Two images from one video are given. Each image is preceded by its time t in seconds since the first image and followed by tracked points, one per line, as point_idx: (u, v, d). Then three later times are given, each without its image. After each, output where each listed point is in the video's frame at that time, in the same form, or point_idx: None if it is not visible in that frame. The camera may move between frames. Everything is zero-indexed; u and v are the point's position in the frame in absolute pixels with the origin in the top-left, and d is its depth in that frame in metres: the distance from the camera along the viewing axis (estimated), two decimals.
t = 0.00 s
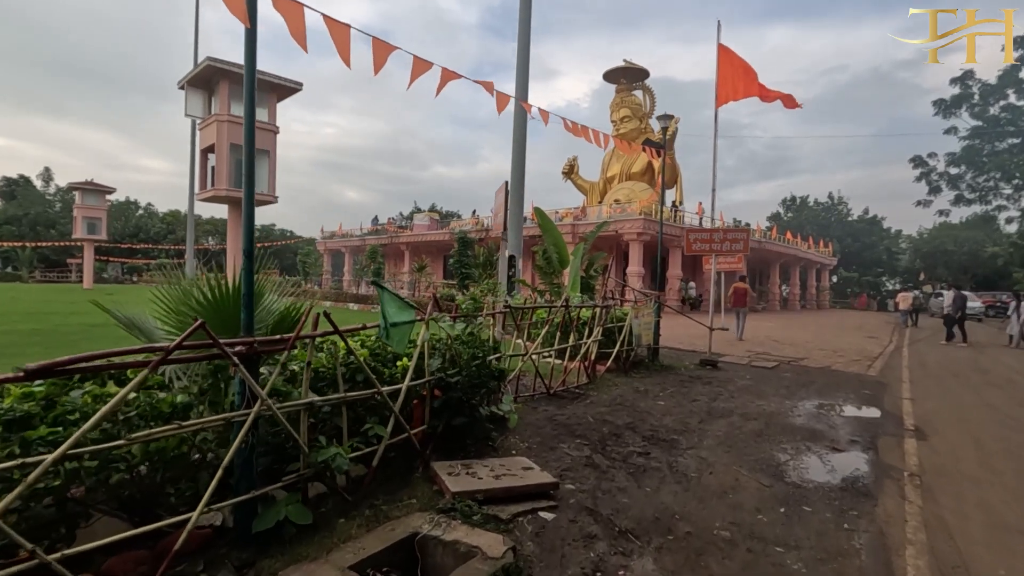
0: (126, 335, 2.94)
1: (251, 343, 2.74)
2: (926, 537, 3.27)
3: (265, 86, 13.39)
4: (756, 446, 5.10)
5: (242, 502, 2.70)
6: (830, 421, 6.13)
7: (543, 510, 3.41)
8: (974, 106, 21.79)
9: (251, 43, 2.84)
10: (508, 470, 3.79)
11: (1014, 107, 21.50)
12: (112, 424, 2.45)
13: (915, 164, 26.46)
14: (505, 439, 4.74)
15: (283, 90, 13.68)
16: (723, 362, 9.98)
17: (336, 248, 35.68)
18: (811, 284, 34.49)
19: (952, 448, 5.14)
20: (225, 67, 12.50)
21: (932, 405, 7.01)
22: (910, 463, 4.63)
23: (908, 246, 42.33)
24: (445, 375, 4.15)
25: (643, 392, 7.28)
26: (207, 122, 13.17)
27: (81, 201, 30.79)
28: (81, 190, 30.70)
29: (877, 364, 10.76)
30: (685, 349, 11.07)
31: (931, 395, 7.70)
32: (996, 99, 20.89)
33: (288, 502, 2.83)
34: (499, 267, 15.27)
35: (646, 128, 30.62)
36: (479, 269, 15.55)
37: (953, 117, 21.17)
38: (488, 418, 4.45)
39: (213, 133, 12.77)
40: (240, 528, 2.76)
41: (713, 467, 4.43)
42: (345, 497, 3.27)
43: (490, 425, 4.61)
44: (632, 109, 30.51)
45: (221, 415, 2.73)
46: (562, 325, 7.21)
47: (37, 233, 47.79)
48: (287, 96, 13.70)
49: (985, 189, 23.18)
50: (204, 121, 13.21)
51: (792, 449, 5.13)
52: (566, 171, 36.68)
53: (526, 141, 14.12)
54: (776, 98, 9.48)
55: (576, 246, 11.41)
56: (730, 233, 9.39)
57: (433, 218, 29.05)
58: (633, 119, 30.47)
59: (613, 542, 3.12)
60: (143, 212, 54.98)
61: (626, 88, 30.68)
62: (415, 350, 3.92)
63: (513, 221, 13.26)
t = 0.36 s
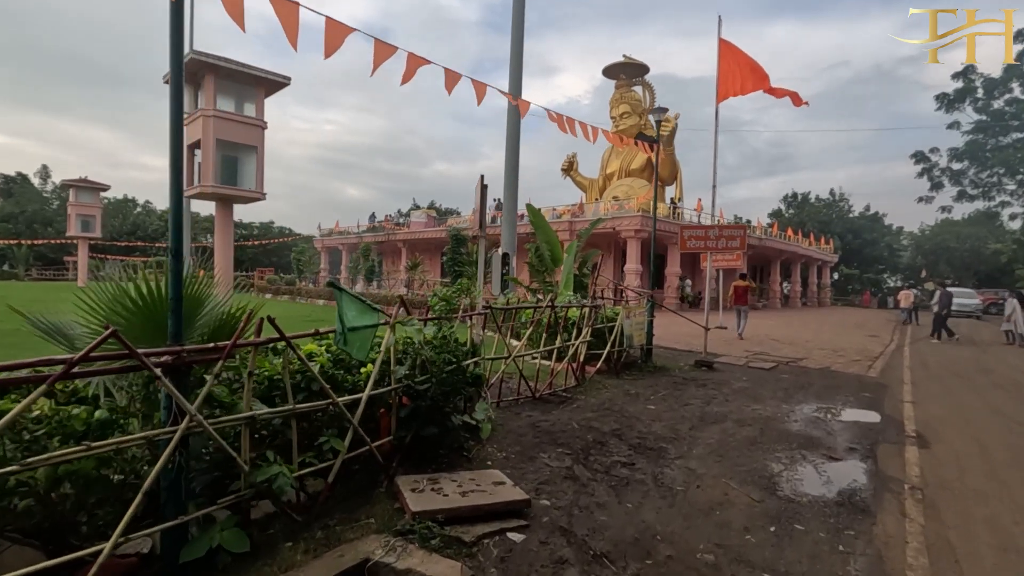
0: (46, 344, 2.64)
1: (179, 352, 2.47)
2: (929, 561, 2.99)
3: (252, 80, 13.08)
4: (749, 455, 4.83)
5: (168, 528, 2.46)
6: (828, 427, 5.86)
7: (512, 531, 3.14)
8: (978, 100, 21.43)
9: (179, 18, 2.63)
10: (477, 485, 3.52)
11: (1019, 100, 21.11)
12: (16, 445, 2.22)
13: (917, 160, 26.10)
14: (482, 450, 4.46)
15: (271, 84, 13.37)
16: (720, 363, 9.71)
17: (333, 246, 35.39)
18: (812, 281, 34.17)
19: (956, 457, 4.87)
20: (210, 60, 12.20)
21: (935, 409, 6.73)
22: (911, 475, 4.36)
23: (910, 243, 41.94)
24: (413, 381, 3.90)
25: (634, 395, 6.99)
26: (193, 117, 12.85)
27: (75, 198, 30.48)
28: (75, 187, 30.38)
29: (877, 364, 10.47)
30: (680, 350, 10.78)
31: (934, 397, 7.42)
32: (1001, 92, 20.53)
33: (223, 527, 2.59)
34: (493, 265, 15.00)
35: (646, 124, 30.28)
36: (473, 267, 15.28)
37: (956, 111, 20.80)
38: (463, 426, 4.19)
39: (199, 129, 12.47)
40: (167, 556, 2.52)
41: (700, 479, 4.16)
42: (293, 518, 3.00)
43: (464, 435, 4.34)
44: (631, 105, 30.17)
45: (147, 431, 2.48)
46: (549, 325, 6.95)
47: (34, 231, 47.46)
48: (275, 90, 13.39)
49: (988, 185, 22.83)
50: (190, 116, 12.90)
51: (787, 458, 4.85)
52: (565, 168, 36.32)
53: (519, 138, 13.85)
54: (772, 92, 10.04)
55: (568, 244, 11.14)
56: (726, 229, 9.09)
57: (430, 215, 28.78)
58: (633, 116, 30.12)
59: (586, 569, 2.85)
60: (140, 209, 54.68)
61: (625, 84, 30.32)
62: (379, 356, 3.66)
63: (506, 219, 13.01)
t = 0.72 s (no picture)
0: None
1: (88, 347, 2.22)
2: None
3: (240, 74, 12.84)
4: (734, 460, 4.58)
5: (76, 541, 2.25)
6: (819, 430, 5.62)
7: (469, 544, 2.91)
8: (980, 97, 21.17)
9: None
10: (436, 492, 3.29)
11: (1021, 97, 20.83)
12: None
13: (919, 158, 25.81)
14: (452, 453, 4.23)
15: (259, 78, 13.12)
16: (712, 363, 9.47)
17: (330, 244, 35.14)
18: (812, 281, 33.91)
19: (953, 462, 4.64)
20: (195, 53, 11.96)
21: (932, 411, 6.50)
22: (904, 482, 4.12)
23: (911, 243, 41.64)
24: (374, 380, 3.67)
25: (620, 396, 6.76)
26: (179, 111, 12.60)
27: (69, 195, 30.14)
28: (69, 184, 30.06)
29: (874, 365, 10.24)
30: (672, 349, 10.53)
31: (930, 399, 7.17)
32: (1002, 89, 20.29)
33: (141, 541, 2.37)
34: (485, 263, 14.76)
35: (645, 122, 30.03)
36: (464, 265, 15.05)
37: (957, 108, 20.54)
38: (430, 429, 3.96)
39: (185, 123, 12.25)
40: (78, 571, 2.32)
41: (679, 486, 3.92)
42: (227, 530, 2.78)
43: (432, 438, 4.09)
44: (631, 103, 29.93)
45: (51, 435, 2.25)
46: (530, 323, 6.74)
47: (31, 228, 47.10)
48: (263, 84, 13.13)
49: (990, 184, 22.59)
50: (176, 111, 12.64)
51: (774, 462, 4.61)
52: (564, 166, 36.08)
53: (512, 134, 13.61)
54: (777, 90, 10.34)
55: (560, 241, 10.93)
56: (718, 225, 8.81)
57: (427, 214, 28.57)
58: (632, 114, 29.84)
59: None
60: (139, 207, 54.43)
61: (625, 82, 30.05)
62: (334, 354, 3.43)
63: (498, 215, 12.78)
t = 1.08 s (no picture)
0: None
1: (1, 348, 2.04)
2: None
3: (229, 68, 12.64)
4: (722, 466, 4.39)
5: None
6: (813, 434, 5.43)
7: (432, 559, 2.71)
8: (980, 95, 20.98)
9: None
10: (401, 501, 3.09)
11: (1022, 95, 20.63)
12: None
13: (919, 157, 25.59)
14: (426, 458, 4.05)
15: (248, 72, 12.92)
16: (706, 363, 9.28)
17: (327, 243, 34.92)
18: (811, 281, 33.74)
19: (951, 468, 4.44)
20: (181, 46, 11.75)
21: (930, 414, 6.31)
22: (900, 490, 3.92)
23: (910, 243, 41.44)
24: (339, 382, 3.47)
25: (609, 397, 6.56)
26: (166, 106, 12.39)
27: (63, 192, 29.87)
28: (63, 181, 29.78)
29: (871, 365, 10.06)
30: (666, 349, 10.33)
31: (929, 402, 6.97)
32: (1003, 87, 20.09)
33: (66, 558, 2.18)
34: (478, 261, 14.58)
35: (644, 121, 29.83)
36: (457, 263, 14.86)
37: (958, 107, 20.33)
38: (401, 433, 3.78)
39: (172, 118, 12.04)
40: None
41: (664, 494, 3.73)
42: (169, 546, 2.58)
43: (403, 443, 3.90)
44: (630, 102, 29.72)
45: None
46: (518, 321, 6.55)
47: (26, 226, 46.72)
48: (252, 78, 12.93)
49: (990, 182, 22.40)
50: (163, 106, 12.43)
51: (765, 468, 4.41)
52: (562, 165, 35.94)
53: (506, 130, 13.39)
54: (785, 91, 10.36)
55: (553, 239, 10.76)
56: (712, 222, 8.58)
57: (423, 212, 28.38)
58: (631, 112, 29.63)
59: None
60: (136, 205, 54.13)
61: (624, 81, 29.82)
62: (295, 354, 3.25)
63: (492, 213, 12.60)
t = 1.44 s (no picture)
0: None
1: None
2: None
3: (217, 60, 12.33)
4: (718, 480, 4.06)
5: None
6: (816, 444, 5.09)
7: None
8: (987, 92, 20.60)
9: None
10: (357, 526, 2.78)
11: None
12: None
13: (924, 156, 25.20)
14: (397, 472, 3.74)
15: (238, 65, 12.61)
16: (704, 366, 8.95)
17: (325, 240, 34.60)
18: (813, 281, 33.38)
19: (966, 485, 4.12)
20: (168, 38, 11.44)
21: (939, 423, 5.98)
22: (911, 511, 3.60)
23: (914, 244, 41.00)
24: (295, 391, 3.16)
25: (601, 402, 6.23)
26: (152, 99, 12.07)
27: (58, 188, 29.54)
28: (58, 177, 29.44)
29: (876, 369, 9.72)
30: (664, 352, 9.99)
31: (938, 409, 6.62)
32: (1010, 85, 19.72)
33: None
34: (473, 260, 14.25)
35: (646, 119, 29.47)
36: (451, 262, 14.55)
37: (964, 105, 19.93)
38: (366, 446, 3.47)
39: (158, 111, 11.73)
40: None
41: (652, 514, 3.40)
42: None
43: (369, 456, 3.58)
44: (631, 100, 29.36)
45: None
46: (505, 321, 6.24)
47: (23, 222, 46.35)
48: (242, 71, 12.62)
49: (997, 182, 22.01)
50: (150, 99, 12.12)
51: (765, 483, 4.09)
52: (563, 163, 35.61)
53: (502, 125, 13.07)
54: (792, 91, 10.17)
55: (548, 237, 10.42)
56: (712, 220, 8.22)
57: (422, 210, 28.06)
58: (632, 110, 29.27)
59: None
60: (135, 202, 53.79)
61: (625, 79, 29.42)
62: (242, 360, 2.93)
63: (487, 210, 12.30)
